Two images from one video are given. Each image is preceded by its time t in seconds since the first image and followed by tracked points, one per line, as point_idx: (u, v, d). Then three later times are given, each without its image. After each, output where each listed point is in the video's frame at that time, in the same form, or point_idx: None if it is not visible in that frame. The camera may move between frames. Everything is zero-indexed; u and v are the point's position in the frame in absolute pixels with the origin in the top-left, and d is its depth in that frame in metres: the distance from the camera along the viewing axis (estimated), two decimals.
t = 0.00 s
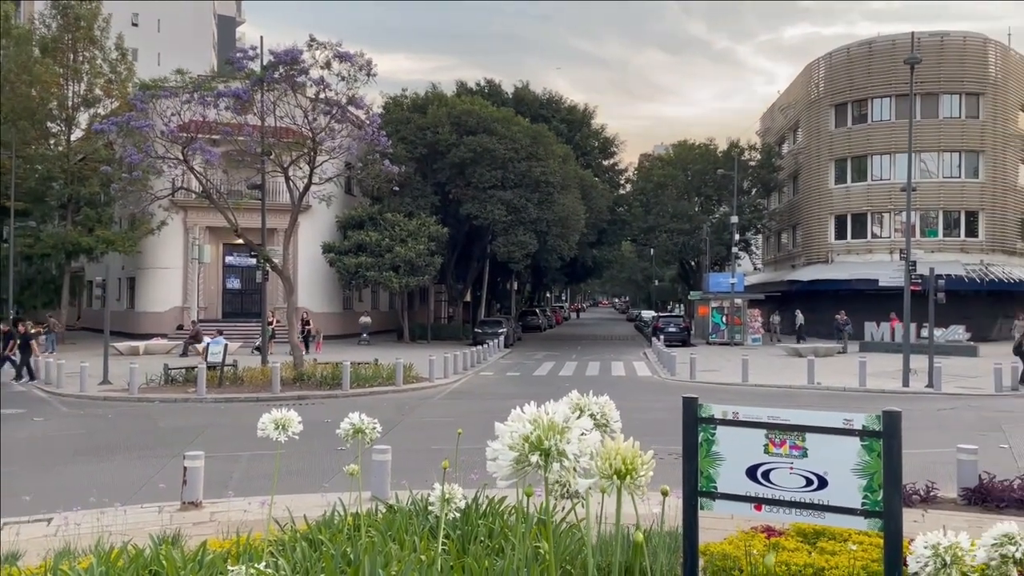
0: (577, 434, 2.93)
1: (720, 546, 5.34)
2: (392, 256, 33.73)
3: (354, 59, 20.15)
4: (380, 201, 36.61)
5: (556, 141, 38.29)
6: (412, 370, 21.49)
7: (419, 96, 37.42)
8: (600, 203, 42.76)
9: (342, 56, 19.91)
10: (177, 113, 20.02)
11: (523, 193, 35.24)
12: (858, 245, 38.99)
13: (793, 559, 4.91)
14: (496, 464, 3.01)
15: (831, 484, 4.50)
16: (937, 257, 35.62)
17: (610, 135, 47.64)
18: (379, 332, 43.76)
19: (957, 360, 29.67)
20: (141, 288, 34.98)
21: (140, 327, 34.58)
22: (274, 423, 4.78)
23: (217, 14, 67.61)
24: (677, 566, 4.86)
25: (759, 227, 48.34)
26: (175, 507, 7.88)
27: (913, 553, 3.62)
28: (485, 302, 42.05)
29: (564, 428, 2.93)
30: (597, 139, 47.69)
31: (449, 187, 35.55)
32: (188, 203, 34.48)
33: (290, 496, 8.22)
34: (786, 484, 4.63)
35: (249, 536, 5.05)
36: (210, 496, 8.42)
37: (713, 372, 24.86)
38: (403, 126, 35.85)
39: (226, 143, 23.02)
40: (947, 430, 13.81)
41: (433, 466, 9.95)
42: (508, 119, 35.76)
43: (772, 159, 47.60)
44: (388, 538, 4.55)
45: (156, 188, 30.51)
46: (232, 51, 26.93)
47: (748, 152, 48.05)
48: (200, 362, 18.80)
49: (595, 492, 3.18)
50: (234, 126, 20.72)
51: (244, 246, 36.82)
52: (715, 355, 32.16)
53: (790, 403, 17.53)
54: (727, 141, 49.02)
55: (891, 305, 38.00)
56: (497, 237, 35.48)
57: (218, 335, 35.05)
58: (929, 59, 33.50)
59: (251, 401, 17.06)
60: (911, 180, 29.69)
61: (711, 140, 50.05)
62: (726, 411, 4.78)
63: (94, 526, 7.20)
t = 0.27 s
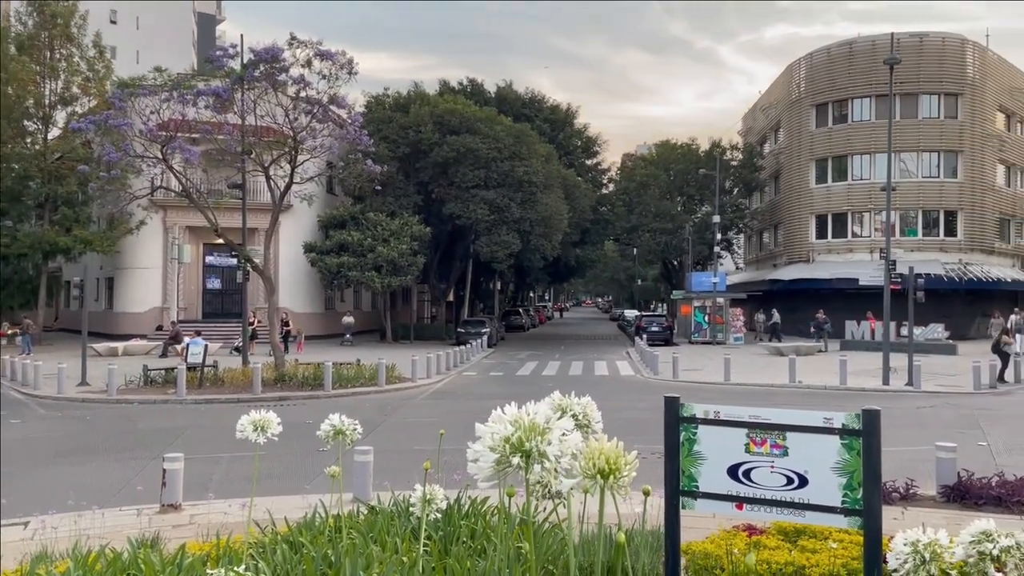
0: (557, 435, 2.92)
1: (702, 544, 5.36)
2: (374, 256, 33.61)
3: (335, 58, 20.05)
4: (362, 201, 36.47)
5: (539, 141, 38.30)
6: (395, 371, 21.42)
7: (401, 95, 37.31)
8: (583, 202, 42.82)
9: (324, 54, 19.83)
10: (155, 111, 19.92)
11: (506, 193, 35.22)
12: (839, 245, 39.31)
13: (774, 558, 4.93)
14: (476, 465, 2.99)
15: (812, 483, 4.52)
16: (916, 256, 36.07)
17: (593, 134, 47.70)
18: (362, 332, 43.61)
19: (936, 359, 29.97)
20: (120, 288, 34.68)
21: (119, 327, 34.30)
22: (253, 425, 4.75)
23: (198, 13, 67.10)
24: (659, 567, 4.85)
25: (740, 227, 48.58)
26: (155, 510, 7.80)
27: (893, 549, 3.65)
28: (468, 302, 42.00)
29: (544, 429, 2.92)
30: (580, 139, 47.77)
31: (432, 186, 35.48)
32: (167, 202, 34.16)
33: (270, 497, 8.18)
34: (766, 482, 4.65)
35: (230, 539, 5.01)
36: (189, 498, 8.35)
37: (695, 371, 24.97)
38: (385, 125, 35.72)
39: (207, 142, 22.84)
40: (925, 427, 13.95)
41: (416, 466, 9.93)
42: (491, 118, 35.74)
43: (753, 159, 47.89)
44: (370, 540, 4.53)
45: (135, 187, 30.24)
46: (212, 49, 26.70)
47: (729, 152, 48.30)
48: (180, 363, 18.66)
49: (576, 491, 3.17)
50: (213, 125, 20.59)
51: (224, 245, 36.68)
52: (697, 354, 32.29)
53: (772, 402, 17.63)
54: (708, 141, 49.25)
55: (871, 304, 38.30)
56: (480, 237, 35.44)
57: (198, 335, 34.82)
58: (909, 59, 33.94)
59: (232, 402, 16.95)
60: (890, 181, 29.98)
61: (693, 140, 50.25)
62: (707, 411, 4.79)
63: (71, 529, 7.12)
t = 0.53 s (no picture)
0: (531, 435, 2.91)
1: (681, 543, 5.37)
2: (353, 256, 33.48)
3: (314, 57, 19.97)
4: (341, 201, 36.32)
5: (519, 141, 38.30)
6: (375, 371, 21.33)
7: (381, 95, 37.19)
8: (563, 202, 42.87)
9: (302, 53, 19.73)
10: (131, 110, 19.74)
11: (487, 193, 35.20)
12: (816, 244, 39.63)
13: (753, 555, 4.96)
14: (450, 467, 2.98)
15: (789, 482, 4.55)
16: (892, 256, 36.62)
17: (573, 134, 47.79)
18: (342, 333, 43.41)
19: (912, 357, 30.30)
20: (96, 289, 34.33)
21: (95, 328, 33.96)
22: (231, 427, 4.70)
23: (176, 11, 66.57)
24: (640, 566, 4.87)
25: (719, 227, 48.85)
26: (131, 513, 7.72)
27: (867, 547, 3.67)
28: (448, 302, 41.93)
29: (518, 429, 2.91)
30: (560, 139, 47.85)
31: (412, 186, 35.40)
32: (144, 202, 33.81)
33: (248, 500, 8.12)
34: (744, 481, 4.67)
35: (207, 542, 4.97)
36: (167, 501, 8.28)
37: (674, 370, 25.08)
38: (364, 124, 35.57)
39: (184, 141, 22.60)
40: (902, 425, 14.09)
41: (395, 467, 9.89)
42: (471, 118, 35.67)
43: (732, 159, 48.18)
44: (349, 541, 4.51)
45: (111, 187, 29.93)
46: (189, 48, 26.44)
47: (708, 152, 48.56)
48: (157, 364, 18.48)
49: (552, 491, 3.16)
50: (191, 123, 20.41)
51: (202, 245, 36.43)
52: (677, 353, 32.42)
53: (751, 401, 17.74)
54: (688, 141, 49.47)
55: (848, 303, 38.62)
56: (460, 237, 35.37)
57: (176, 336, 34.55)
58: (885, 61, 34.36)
59: (210, 404, 16.82)
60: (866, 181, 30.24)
61: (672, 140, 50.46)
62: (686, 409, 4.82)
63: (45, 533, 7.04)
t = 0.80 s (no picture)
0: (508, 435, 2.91)
1: (658, 542, 5.39)
2: (330, 257, 33.29)
3: (290, 56, 19.83)
4: (318, 201, 36.12)
5: (497, 141, 38.27)
6: (351, 373, 21.23)
7: (357, 95, 37.02)
8: (540, 202, 42.92)
9: (278, 52, 19.58)
10: (104, 109, 19.46)
11: (464, 193, 35.13)
12: (791, 244, 40.00)
13: (728, 553, 4.99)
14: (426, 468, 2.96)
15: (764, 480, 4.59)
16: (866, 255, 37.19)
17: (550, 134, 47.87)
18: (318, 334, 43.17)
19: (885, 356, 30.66)
20: (67, 290, 33.86)
21: (67, 330, 33.51)
22: (205, 429, 4.66)
23: (149, 9, 65.91)
24: (617, 565, 4.88)
25: (695, 227, 49.16)
26: (104, 517, 7.63)
27: (842, 542, 3.69)
28: (426, 303, 41.81)
29: (496, 429, 2.91)
30: (537, 139, 47.91)
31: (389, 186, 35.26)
32: (117, 202, 33.40)
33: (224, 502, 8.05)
34: (720, 479, 4.70)
35: (182, 546, 4.91)
36: (140, 504, 8.19)
37: (651, 370, 25.20)
38: (340, 124, 35.35)
39: (158, 141, 22.34)
40: (876, 423, 14.27)
41: (372, 468, 9.86)
42: (448, 117, 35.58)
43: (707, 159, 48.52)
44: (325, 543, 4.47)
45: (83, 186, 29.55)
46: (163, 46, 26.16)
47: (685, 153, 48.86)
48: (130, 366, 18.26)
49: (530, 491, 3.16)
50: (164, 123, 20.16)
51: (177, 245, 36.07)
52: (654, 353, 32.56)
53: (727, 399, 17.87)
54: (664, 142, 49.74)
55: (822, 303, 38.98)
56: (438, 237, 35.31)
57: (150, 337, 34.17)
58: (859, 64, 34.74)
59: (185, 405, 16.66)
60: (840, 181, 30.54)
61: (649, 141, 50.72)
62: (662, 408, 4.84)
63: (16, 539, 6.93)
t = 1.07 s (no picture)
0: (482, 435, 2.91)
1: (632, 540, 5.42)
2: (304, 257, 33.07)
3: (263, 55, 19.67)
4: (291, 201, 35.88)
5: (472, 141, 38.24)
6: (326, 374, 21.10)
7: (332, 94, 36.80)
8: (516, 203, 42.94)
9: (250, 51, 19.42)
10: (73, 108, 19.16)
11: (440, 193, 35.05)
12: (764, 245, 40.37)
13: (701, 550, 5.02)
14: (400, 468, 2.95)
15: (736, 478, 4.63)
16: (836, 255, 37.57)
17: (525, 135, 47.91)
18: (292, 335, 42.86)
19: (857, 355, 31.01)
20: (36, 291, 33.32)
21: (35, 332, 32.97)
22: (176, 431, 4.61)
23: (119, 8, 65.05)
24: (590, 564, 4.90)
25: (670, 227, 49.46)
26: (73, 522, 7.52)
27: (812, 539, 3.76)
28: (401, 303, 41.66)
29: (470, 430, 2.91)
30: (512, 140, 47.94)
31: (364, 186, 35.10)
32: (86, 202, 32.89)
33: (195, 506, 7.97)
34: (692, 478, 4.73)
35: (152, 550, 4.86)
36: (110, 508, 8.08)
37: (626, 369, 25.30)
38: (314, 124, 35.12)
39: (128, 140, 22.05)
40: (847, 421, 14.44)
41: (346, 470, 9.80)
42: (423, 117, 35.45)
43: (681, 160, 48.84)
44: (297, 546, 4.45)
45: (52, 186, 29.09)
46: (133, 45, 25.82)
47: (659, 154, 49.14)
48: (101, 368, 18.00)
49: (503, 491, 3.16)
50: (135, 122, 19.92)
51: (148, 246, 35.63)
52: (629, 352, 32.69)
53: (702, 398, 17.98)
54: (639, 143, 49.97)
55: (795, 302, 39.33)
56: (413, 237, 35.20)
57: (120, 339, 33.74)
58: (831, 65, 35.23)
59: (156, 408, 16.47)
60: (812, 182, 30.84)
61: (623, 141, 50.93)
62: (636, 408, 4.86)
63: None
